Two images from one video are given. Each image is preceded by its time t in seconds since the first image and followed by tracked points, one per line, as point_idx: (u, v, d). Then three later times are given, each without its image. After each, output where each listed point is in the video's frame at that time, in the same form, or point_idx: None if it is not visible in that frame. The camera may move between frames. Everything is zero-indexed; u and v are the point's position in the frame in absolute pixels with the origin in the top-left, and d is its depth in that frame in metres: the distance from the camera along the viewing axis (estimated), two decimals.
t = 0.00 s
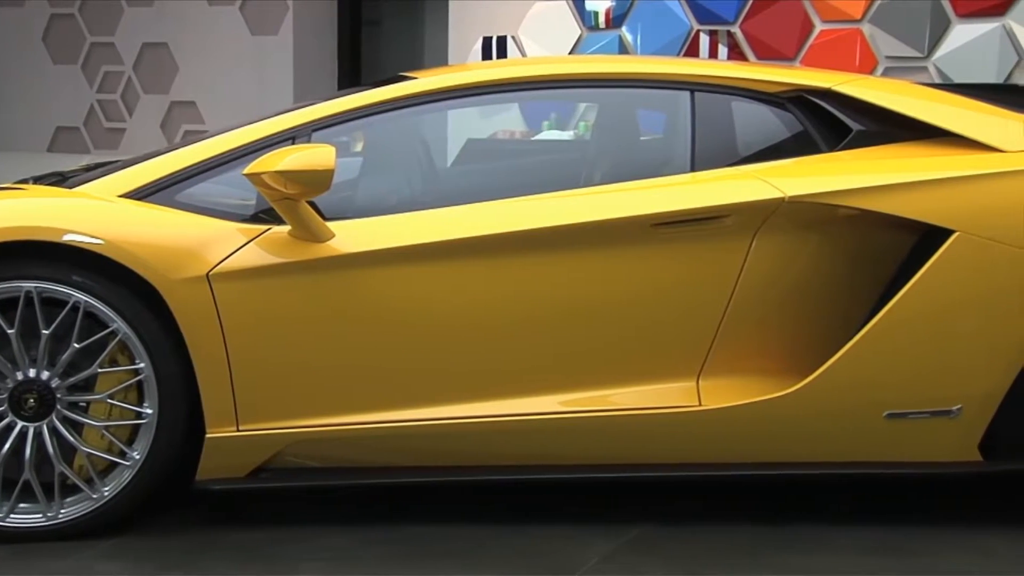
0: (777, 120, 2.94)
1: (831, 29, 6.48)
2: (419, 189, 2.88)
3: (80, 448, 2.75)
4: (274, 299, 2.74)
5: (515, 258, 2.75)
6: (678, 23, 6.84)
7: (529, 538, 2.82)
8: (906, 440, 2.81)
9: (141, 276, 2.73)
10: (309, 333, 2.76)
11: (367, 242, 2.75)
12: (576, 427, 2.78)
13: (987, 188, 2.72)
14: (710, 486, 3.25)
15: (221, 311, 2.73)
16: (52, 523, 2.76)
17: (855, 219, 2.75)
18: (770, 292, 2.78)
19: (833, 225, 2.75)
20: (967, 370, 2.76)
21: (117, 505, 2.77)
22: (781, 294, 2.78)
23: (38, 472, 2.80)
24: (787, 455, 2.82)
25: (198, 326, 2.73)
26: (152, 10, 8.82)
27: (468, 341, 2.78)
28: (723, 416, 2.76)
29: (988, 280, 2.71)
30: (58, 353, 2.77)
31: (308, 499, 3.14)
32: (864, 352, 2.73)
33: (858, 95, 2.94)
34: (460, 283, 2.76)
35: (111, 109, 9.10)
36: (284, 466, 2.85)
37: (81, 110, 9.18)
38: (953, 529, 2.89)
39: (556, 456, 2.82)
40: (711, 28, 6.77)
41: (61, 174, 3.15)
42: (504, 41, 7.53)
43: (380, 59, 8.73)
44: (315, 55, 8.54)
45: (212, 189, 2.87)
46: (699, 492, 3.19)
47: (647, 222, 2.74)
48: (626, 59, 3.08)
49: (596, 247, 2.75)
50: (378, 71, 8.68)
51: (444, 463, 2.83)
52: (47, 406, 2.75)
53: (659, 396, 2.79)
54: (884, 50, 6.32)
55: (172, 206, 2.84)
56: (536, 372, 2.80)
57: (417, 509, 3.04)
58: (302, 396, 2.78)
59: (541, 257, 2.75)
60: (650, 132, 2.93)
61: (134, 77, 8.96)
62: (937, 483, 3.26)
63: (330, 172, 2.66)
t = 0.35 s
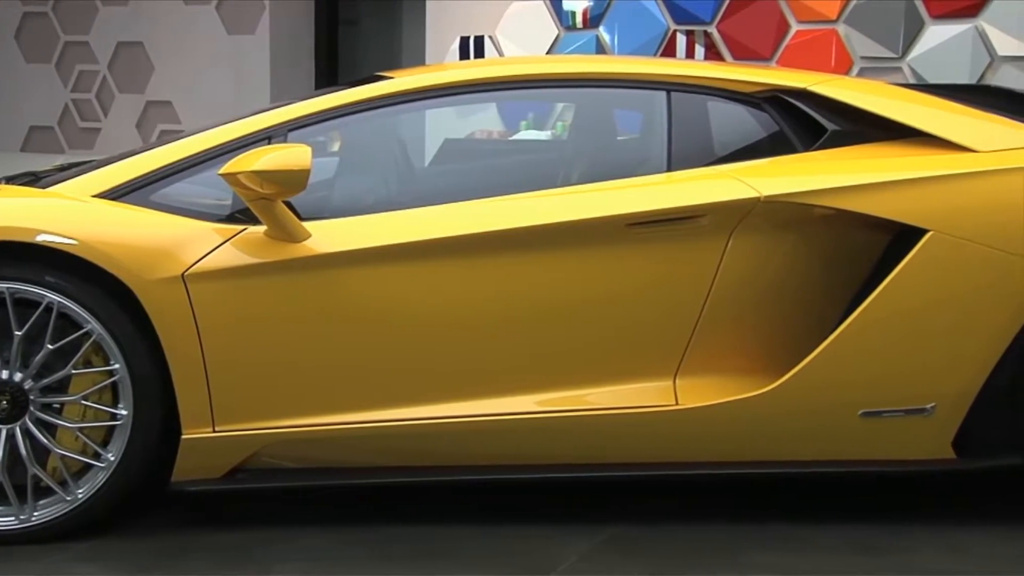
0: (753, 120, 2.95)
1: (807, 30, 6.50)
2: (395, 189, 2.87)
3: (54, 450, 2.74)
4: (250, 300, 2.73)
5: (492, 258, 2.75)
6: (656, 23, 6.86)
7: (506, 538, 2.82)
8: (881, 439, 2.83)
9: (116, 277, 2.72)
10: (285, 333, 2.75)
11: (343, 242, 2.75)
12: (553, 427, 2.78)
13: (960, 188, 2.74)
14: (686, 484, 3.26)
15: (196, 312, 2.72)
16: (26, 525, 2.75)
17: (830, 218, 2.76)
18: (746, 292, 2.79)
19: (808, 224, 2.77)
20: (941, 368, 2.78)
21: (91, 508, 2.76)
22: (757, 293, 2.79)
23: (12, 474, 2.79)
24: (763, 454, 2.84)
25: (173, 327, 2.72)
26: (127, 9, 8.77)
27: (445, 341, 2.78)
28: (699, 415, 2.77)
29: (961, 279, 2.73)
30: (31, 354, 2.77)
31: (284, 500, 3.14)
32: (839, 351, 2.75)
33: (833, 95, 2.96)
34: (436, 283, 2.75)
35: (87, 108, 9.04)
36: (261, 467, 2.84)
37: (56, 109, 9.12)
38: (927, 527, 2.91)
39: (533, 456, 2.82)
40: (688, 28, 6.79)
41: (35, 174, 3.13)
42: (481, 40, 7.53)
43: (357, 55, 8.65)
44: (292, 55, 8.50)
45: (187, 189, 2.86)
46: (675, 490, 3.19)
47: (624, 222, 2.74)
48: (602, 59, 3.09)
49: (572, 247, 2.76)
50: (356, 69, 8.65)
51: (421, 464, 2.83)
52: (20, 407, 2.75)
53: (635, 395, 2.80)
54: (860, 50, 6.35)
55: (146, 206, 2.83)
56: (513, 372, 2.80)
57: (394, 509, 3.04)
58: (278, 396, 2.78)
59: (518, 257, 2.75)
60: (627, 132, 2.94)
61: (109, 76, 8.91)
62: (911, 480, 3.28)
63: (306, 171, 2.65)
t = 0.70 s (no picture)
0: (728, 120, 2.96)
1: (782, 30, 6.53)
2: (370, 189, 2.86)
3: (26, 452, 2.72)
4: (224, 300, 2.71)
5: (467, 258, 2.75)
6: (631, 23, 6.87)
7: (481, 538, 2.81)
8: (856, 437, 2.84)
9: (88, 277, 2.70)
10: (260, 334, 2.74)
11: (318, 242, 2.74)
12: (528, 426, 2.78)
13: (932, 188, 2.76)
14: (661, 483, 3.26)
15: (170, 312, 2.70)
16: None
17: (804, 218, 2.78)
18: (721, 292, 2.80)
19: (783, 224, 2.78)
20: (915, 366, 2.80)
21: (64, 510, 2.74)
22: (732, 293, 2.80)
23: None
24: (738, 452, 2.84)
25: (147, 328, 2.70)
26: (100, 8, 8.72)
27: (420, 341, 2.77)
28: (674, 414, 2.78)
29: (934, 278, 2.75)
30: (3, 356, 2.75)
31: (257, 501, 3.12)
32: (814, 349, 2.76)
33: (807, 95, 2.97)
34: (411, 283, 2.75)
35: (58, 108, 8.96)
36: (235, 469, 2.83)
37: (28, 109, 9.04)
38: (900, 524, 2.93)
39: (509, 456, 2.82)
40: (664, 28, 6.80)
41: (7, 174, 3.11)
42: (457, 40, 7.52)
43: (333, 56, 8.64)
44: (267, 54, 8.46)
45: (161, 189, 2.84)
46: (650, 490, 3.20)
47: (599, 222, 2.75)
48: (578, 59, 3.10)
49: (548, 247, 2.76)
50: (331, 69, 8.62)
51: (396, 464, 2.82)
52: None
53: (611, 395, 2.80)
54: (834, 51, 6.39)
55: (119, 206, 2.81)
56: (489, 372, 2.79)
57: (370, 510, 3.03)
58: (253, 397, 2.76)
59: (493, 257, 2.75)
60: (602, 132, 2.94)
61: (82, 75, 8.85)
62: (883, 478, 3.30)
63: (281, 171, 2.64)
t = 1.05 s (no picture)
0: (705, 121, 2.97)
1: (759, 31, 6.54)
2: (348, 189, 2.86)
3: None
4: (200, 301, 2.70)
5: (444, 258, 2.74)
6: (610, 24, 6.89)
7: (459, 538, 2.81)
8: (832, 436, 2.85)
9: (64, 278, 2.69)
10: (237, 335, 2.73)
11: (295, 241, 2.73)
12: (506, 426, 2.77)
13: (907, 188, 2.77)
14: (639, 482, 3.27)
15: (146, 313, 2.69)
16: None
17: (781, 218, 2.79)
18: (698, 292, 2.81)
19: (760, 224, 2.79)
20: (890, 365, 2.81)
21: (39, 512, 2.74)
22: (709, 294, 2.81)
23: None
24: (715, 451, 2.85)
25: (123, 329, 2.69)
26: (76, 7, 8.68)
27: (398, 342, 2.77)
28: (652, 414, 2.78)
29: (909, 277, 2.76)
30: None
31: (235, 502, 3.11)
32: (791, 348, 2.77)
33: (783, 95, 2.98)
34: (389, 283, 2.75)
35: (34, 108, 8.92)
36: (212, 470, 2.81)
37: (4, 108, 8.99)
38: (876, 522, 2.94)
39: (487, 455, 2.81)
40: (642, 29, 6.82)
41: None
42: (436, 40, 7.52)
43: (311, 55, 8.62)
44: (244, 53, 8.42)
45: (137, 188, 2.83)
46: (627, 489, 3.20)
47: (576, 222, 2.75)
48: (555, 59, 3.10)
49: (526, 247, 2.76)
50: (310, 68, 8.60)
51: (374, 465, 2.82)
52: None
53: (589, 394, 2.80)
54: (810, 52, 6.41)
55: (95, 206, 2.80)
56: (466, 372, 2.79)
57: (347, 511, 3.02)
58: (230, 398, 2.75)
59: (470, 257, 2.75)
60: (580, 132, 2.94)
61: (58, 74, 8.80)
62: (860, 476, 3.32)
63: (257, 171, 2.64)
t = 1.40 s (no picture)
0: (678, 121, 2.98)
1: (732, 32, 6.56)
2: (322, 189, 2.85)
3: None
4: (172, 302, 2.69)
5: (417, 258, 2.74)
6: (585, 24, 6.89)
7: (433, 539, 2.81)
8: (805, 435, 2.87)
9: (33, 279, 2.67)
10: (209, 335, 2.72)
11: (267, 241, 2.72)
12: (480, 426, 2.77)
13: (878, 187, 2.79)
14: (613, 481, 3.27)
15: (117, 314, 2.68)
16: None
17: (754, 218, 2.80)
18: (671, 292, 2.82)
19: (732, 224, 2.80)
20: (863, 364, 2.83)
21: (8, 515, 2.73)
22: (682, 294, 2.82)
23: None
24: (689, 451, 2.86)
25: (93, 330, 2.67)
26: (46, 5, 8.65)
27: (371, 342, 2.76)
28: (625, 414, 2.79)
29: (881, 277, 2.78)
30: None
31: (208, 504, 3.10)
32: (764, 348, 2.78)
33: (755, 95, 3.00)
34: (362, 284, 2.74)
35: (4, 107, 8.88)
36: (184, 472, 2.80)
37: None
38: (848, 520, 2.96)
39: (461, 456, 2.81)
40: (616, 29, 6.85)
41: None
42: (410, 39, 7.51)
43: (284, 53, 8.54)
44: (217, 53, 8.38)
45: (108, 188, 2.81)
46: (601, 488, 3.21)
47: (550, 222, 2.75)
48: (529, 59, 3.11)
49: (499, 247, 2.75)
50: (284, 68, 8.57)
51: (348, 466, 2.81)
52: None
53: (564, 394, 2.81)
54: (782, 53, 6.43)
55: (65, 206, 2.78)
56: (440, 373, 2.79)
57: (321, 512, 3.01)
58: (203, 399, 2.74)
59: (444, 257, 2.75)
60: (554, 132, 2.94)
61: (27, 73, 8.78)
62: (834, 475, 3.33)
63: (230, 171, 2.62)
